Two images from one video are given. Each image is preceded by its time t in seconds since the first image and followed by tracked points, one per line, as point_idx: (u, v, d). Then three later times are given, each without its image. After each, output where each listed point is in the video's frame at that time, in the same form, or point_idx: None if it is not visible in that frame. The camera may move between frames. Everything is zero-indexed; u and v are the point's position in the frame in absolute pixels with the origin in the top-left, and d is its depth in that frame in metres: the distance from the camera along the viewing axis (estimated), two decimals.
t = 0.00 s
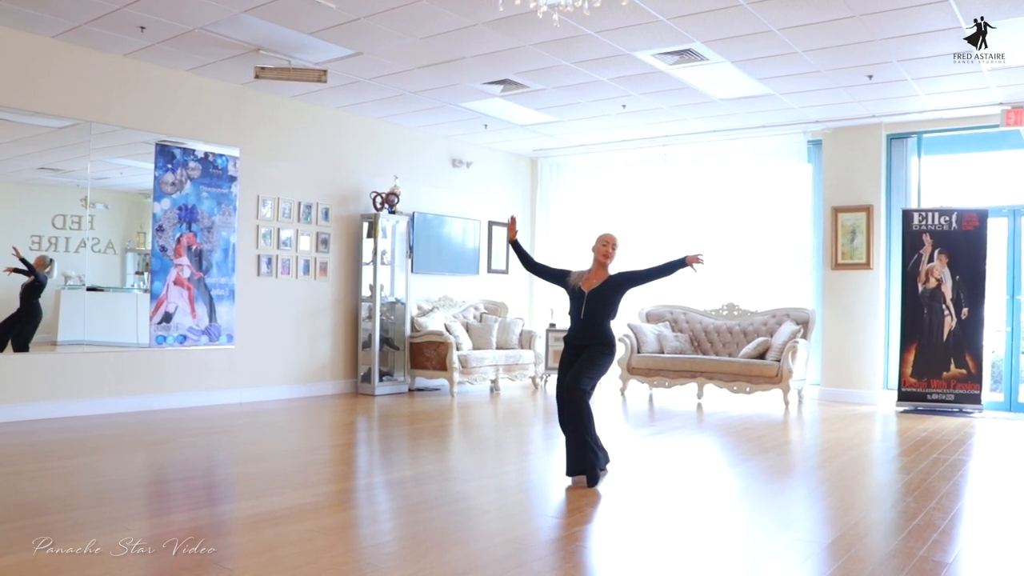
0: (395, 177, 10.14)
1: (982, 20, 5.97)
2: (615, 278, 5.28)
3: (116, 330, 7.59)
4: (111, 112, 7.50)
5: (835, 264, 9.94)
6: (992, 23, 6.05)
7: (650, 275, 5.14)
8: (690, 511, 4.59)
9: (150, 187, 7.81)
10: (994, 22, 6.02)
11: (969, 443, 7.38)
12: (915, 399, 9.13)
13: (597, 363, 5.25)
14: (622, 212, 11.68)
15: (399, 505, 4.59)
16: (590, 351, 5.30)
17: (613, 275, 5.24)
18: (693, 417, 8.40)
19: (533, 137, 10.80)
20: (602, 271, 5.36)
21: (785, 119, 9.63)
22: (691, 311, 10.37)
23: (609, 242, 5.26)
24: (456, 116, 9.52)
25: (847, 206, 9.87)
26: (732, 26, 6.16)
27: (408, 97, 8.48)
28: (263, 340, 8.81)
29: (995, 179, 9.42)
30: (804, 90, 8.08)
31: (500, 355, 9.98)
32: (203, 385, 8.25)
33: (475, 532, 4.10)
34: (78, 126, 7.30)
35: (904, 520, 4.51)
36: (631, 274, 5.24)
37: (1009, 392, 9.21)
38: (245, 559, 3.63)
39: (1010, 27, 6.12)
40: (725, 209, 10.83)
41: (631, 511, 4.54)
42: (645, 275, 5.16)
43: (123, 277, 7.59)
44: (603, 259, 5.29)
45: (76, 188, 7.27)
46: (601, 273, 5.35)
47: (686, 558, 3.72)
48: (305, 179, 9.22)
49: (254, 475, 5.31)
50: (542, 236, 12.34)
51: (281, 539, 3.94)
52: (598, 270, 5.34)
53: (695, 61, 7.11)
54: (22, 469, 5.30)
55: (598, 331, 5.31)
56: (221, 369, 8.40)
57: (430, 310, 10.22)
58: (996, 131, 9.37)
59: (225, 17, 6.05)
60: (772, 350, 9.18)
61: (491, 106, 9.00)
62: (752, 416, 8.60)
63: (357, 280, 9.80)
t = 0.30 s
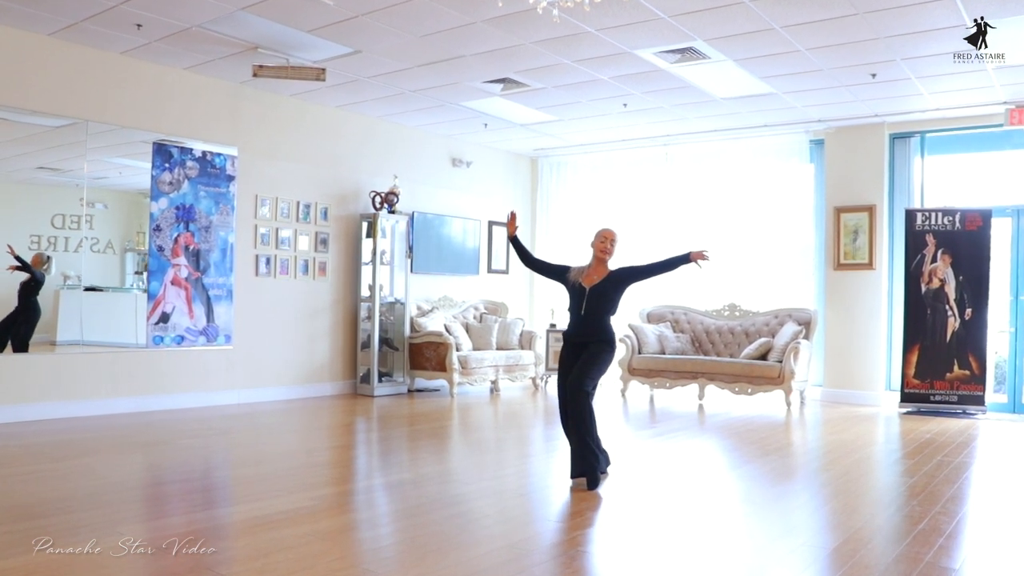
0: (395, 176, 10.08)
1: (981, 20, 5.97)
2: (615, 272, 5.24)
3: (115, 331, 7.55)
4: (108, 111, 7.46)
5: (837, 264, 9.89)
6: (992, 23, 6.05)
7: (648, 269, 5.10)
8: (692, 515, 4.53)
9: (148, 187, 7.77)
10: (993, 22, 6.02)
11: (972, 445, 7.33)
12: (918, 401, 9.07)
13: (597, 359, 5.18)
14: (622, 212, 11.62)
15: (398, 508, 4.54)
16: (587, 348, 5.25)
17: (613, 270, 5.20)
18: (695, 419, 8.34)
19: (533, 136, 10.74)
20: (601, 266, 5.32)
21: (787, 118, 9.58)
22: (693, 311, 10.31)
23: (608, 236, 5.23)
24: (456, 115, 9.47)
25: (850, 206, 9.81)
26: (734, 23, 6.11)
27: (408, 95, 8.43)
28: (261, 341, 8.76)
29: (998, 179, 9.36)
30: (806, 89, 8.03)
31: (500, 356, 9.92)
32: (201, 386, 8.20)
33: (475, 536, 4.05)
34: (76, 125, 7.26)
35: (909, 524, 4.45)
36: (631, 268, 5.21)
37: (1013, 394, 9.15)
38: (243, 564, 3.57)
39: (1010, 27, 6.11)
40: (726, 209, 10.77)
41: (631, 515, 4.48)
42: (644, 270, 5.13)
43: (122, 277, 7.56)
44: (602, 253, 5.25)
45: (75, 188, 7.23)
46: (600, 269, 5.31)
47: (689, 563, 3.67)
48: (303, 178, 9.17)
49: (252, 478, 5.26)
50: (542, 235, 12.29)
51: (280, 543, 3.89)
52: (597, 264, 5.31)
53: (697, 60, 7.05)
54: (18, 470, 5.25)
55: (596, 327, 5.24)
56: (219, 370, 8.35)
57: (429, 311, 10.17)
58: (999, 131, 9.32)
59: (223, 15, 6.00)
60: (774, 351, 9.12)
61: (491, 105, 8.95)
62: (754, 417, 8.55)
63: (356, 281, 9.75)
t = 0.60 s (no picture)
0: (395, 176, 10.04)
1: (981, 20, 5.96)
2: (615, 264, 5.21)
3: (113, 331, 7.50)
4: (106, 109, 7.41)
5: (839, 265, 9.84)
6: (992, 23, 6.04)
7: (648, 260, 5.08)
8: (694, 518, 4.48)
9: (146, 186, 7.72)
10: (993, 22, 6.01)
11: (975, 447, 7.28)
12: (921, 402, 9.02)
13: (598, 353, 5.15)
14: (623, 211, 11.57)
15: (398, 511, 4.48)
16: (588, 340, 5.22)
17: (614, 261, 5.18)
18: (696, 420, 8.30)
19: (534, 135, 10.68)
20: (601, 260, 5.29)
21: (790, 117, 9.52)
22: (694, 312, 10.26)
23: (608, 227, 5.22)
24: (456, 114, 9.42)
25: (852, 205, 9.76)
26: (737, 21, 6.06)
27: (408, 94, 8.38)
28: (260, 341, 8.71)
29: (1001, 179, 9.31)
30: (809, 88, 7.98)
31: (500, 356, 9.87)
32: (198, 386, 8.15)
33: (475, 538, 4.00)
34: (76, 124, 7.21)
35: (914, 528, 4.40)
36: (631, 259, 5.18)
37: (1017, 395, 9.10)
38: (240, 568, 3.52)
39: (1010, 27, 6.10)
40: (729, 207, 10.71)
41: (632, 518, 4.43)
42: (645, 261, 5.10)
43: (122, 277, 7.52)
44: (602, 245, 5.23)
45: (74, 187, 7.18)
46: (599, 262, 5.28)
47: (692, 567, 3.62)
48: (302, 177, 9.12)
49: (250, 480, 5.21)
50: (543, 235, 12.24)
51: (278, 546, 3.84)
52: (597, 257, 5.28)
53: (698, 58, 7.00)
54: (14, 472, 5.20)
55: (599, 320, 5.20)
56: (216, 370, 8.30)
57: (429, 311, 10.13)
58: (1002, 130, 9.26)
59: (220, 12, 5.95)
60: (776, 352, 9.06)
61: (492, 104, 8.90)
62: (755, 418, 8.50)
63: (356, 280, 9.70)
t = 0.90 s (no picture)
0: (395, 175, 10.00)
1: (982, 20, 5.94)
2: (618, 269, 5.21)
3: (112, 331, 7.47)
4: (105, 108, 7.37)
5: (842, 265, 9.79)
6: (992, 23, 6.03)
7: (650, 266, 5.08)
8: (697, 520, 4.43)
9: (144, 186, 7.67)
10: (993, 22, 5.99)
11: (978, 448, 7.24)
12: (924, 403, 8.97)
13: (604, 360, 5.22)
14: (624, 211, 11.53)
15: (397, 514, 4.43)
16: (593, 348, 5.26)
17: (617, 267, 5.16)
18: (697, 421, 8.26)
19: (535, 135, 10.63)
20: (604, 265, 5.29)
21: (792, 117, 9.48)
22: (695, 312, 10.22)
23: (613, 233, 5.24)
24: (457, 113, 9.38)
25: (855, 205, 9.72)
26: (738, 19, 6.02)
27: (408, 93, 8.34)
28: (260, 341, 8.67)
29: (1003, 179, 9.27)
30: (811, 87, 7.93)
31: (500, 356, 9.83)
32: (197, 387, 8.11)
33: (475, 541, 3.95)
34: (74, 123, 7.18)
35: (919, 531, 4.35)
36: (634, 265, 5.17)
37: (1020, 396, 9.05)
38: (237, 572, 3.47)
39: (1010, 27, 6.08)
40: (731, 207, 10.67)
41: (633, 520, 4.38)
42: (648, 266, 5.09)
43: (121, 276, 7.49)
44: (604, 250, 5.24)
45: (73, 187, 7.14)
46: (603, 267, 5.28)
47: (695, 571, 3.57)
48: (302, 176, 9.08)
49: (249, 482, 5.16)
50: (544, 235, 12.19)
51: (276, 549, 3.79)
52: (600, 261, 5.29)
53: (700, 57, 6.96)
54: (11, 473, 5.16)
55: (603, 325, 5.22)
56: (214, 371, 8.26)
57: (429, 311, 10.10)
58: (1005, 130, 9.22)
59: (218, 9, 5.91)
60: (777, 352, 9.01)
61: (492, 104, 8.86)
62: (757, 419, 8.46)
63: (355, 281, 9.67)
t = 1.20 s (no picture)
0: (395, 175, 9.97)
1: (981, 19, 5.94)
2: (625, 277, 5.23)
3: (111, 332, 7.44)
4: (103, 108, 7.34)
5: (843, 264, 9.75)
6: (992, 23, 6.02)
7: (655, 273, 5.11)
8: (699, 522, 4.40)
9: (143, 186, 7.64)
10: (993, 21, 5.98)
11: (980, 448, 7.20)
12: (926, 403, 8.94)
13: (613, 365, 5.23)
14: (624, 211, 11.51)
15: (397, 515, 4.40)
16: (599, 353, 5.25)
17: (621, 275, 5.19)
18: (698, 421, 8.22)
19: (535, 134, 10.61)
20: (612, 269, 5.31)
21: (794, 116, 9.44)
22: (696, 312, 10.18)
23: (621, 241, 5.18)
24: (456, 113, 9.34)
25: (856, 205, 9.68)
26: (739, 17, 5.99)
27: (408, 92, 8.31)
28: (259, 342, 8.64)
29: (1005, 178, 9.23)
30: (813, 86, 7.90)
31: (500, 357, 9.79)
32: (196, 388, 8.07)
33: (475, 543, 3.91)
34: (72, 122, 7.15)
35: (922, 533, 4.32)
36: (641, 274, 5.17)
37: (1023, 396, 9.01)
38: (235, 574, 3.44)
39: (1010, 27, 6.06)
40: (732, 207, 10.63)
41: (635, 522, 4.34)
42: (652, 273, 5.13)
43: (120, 277, 7.47)
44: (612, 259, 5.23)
45: (71, 187, 7.12)
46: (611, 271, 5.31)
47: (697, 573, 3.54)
48: (302, 176, 9.05)
49: (248, 483, 5.13)
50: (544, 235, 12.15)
51: (275, 551, 3.76)
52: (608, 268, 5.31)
53: (701, 55, 6.93)
54: (9, 475, 5.13)
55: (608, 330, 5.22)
56: (213, 371, 8.22)
57: (429, 311, 10.07)
58: (1006, 129, 9.19)
59: (215, 8, 5.88)
60: (779, 353, 8.98)
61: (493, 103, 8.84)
62: (758, 420, 8.42)
63: (355, 281, 9.63)
